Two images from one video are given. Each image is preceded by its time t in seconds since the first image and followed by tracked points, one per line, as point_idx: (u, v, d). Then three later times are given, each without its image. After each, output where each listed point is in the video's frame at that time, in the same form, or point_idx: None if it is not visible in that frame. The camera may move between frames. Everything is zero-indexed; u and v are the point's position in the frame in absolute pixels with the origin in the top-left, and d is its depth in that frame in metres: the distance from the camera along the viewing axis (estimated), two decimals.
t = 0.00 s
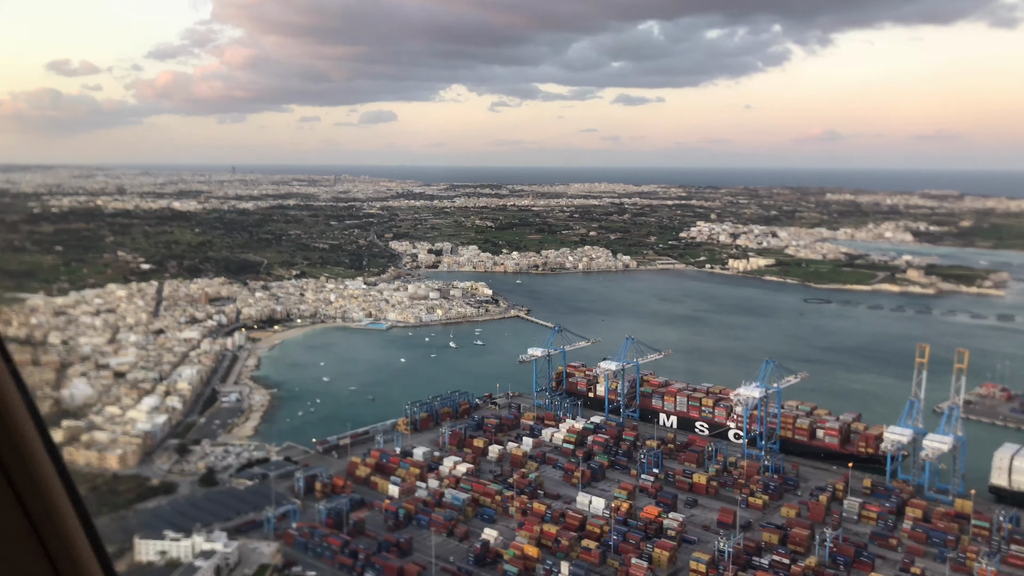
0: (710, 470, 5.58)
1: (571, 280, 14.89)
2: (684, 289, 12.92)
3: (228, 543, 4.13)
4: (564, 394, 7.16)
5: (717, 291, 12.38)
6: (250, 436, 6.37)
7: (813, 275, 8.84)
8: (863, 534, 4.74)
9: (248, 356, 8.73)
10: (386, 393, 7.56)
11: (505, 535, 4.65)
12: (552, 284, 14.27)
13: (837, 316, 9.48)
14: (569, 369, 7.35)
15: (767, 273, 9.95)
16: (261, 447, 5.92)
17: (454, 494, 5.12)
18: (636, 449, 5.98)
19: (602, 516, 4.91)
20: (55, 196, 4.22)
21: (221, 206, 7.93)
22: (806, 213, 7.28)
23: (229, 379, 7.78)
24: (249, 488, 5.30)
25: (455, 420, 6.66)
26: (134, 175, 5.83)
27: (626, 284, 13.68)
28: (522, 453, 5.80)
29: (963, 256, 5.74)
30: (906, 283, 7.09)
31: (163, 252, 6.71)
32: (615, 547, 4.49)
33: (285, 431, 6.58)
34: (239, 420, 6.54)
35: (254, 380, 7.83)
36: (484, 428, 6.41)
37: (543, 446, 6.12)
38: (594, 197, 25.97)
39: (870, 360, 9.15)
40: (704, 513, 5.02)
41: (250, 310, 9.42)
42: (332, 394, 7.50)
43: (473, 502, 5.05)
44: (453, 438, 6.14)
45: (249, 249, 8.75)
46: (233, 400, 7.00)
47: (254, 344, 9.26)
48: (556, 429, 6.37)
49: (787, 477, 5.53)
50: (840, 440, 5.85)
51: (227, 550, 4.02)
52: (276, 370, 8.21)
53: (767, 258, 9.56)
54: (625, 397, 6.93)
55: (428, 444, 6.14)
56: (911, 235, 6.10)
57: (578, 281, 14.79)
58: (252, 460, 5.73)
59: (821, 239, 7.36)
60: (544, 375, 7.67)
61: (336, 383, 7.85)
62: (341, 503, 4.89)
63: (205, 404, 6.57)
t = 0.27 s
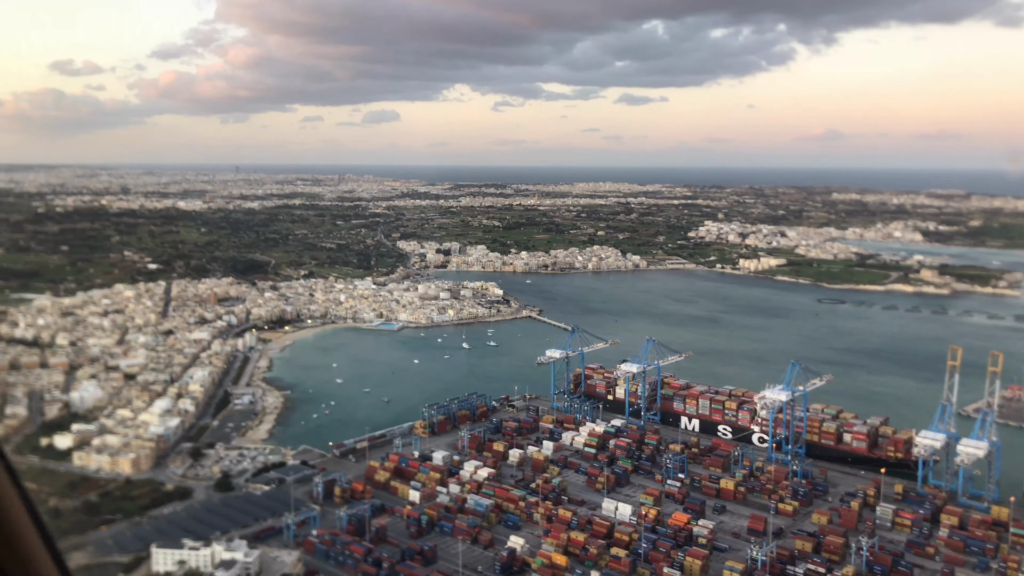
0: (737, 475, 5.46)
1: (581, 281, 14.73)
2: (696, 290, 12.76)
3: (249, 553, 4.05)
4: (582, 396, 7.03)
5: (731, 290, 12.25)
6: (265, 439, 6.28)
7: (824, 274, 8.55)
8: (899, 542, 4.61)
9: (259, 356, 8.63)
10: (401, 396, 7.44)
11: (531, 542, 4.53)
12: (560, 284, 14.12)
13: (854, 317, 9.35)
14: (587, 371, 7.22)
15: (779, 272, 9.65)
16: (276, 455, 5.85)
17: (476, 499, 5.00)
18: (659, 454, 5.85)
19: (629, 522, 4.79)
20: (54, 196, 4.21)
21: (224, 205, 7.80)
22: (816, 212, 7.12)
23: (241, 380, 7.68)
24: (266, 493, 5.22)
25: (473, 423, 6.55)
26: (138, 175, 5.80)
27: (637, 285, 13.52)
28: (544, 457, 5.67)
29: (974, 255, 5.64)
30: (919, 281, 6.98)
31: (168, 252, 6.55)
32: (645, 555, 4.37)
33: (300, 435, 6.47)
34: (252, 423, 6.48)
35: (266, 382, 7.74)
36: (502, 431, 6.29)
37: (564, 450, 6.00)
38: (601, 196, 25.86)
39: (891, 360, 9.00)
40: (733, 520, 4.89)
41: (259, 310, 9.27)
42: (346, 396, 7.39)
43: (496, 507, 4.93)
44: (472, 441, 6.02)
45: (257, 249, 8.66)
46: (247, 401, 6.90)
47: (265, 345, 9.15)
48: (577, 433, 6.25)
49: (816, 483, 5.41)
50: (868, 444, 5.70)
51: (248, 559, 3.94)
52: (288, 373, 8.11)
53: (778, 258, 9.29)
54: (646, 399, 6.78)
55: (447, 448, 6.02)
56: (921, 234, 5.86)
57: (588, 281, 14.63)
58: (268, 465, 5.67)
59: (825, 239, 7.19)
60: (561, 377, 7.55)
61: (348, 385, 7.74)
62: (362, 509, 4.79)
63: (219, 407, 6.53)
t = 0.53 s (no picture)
0: (763, 482, 5.34)
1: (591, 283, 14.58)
2: (708, 292, 12.61)
3: (272, 562, 3.90)
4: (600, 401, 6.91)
5: (743, 292, 12.14)
6: (280, 444, 6.20)
7: (839, 276, 8.41)
8: (936, 552, 4.49)
9: (271, 359, 8.56)
10: (416, 400, 7.33)
11: (558, 552, 4.42)
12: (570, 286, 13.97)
13: (870, 320, 9.24)
14: (605, 375, 7.10)
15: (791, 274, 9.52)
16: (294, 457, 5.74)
17: (498, 507, 4.89)
18: (683, 460, 5.73)
19: (656, 531, 4.67)
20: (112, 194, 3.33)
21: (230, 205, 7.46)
22: (825, 213, 7.12)
23: (254, 384, 7.62)
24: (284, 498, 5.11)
25: (491, 428, 6.43)
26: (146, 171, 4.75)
27: (648, 287, 13.37)
28: (565, 463, 5.55)
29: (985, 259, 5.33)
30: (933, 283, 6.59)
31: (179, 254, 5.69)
32: (676, 566, 4.25)
33: (315, 440, 6.37)
34: (267, 427, 6.40)
35: (279, 386, 7.67)
36: (521, 436, 6.17)
37: (585, 455, 5.87)
38: (608, 198, 25.81)
39: (909, 364, 8.88)
40: (763, 529, 4.77)
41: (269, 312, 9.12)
42: (360, 400, 7.31)
43: (519, 515, 4.82)
44: (491, 447, 5.90)
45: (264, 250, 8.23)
46: (260, 406, 6.83)
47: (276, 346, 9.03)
48: (597, 438, 6.13)
49: (846, 490, 5.29)
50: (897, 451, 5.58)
51: (271, 569, 3.81)
52: (301, 376, 8.00)
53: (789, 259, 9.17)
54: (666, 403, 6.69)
55: (465, 453, 5.90)
56: (929, 236, 5.72)
57: (598, 283, 14.49)
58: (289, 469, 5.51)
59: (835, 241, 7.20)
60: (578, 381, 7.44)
61: (362, 389, 7.65)
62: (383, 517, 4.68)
63: (234, 410, 6.46)
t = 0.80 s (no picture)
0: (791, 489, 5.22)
1: (600, 284, 14.45)
2: (720, 293, 12.49)
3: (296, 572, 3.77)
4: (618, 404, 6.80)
5: (756, 293, 12.03)
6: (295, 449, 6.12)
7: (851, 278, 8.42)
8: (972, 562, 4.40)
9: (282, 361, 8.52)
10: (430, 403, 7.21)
11: (586, 562, 4.32)
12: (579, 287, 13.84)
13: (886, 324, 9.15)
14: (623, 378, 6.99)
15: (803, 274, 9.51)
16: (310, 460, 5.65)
17: (523, 515, 4.79)
18: (706, 466, 5.62)
19: (684, 541, 4.57)
20: (144, 187, 2.59)
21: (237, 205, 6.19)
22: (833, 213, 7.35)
23: (266, 387, 7.55)
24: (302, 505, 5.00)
25: (508, 433, 6.32)
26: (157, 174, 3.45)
27: (658, 289, 13.25)
28: (587, 470, 5.45)
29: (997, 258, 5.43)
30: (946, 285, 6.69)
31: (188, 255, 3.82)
32: None
33: (330, 445, 6.26)
34: (281, 431, 6.31)
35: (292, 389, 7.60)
36: (540, 441, 6.07)
37: (606, 461, 5.77)
38: (612, 198, 25.74)
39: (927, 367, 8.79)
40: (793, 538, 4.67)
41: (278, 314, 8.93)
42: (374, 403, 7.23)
43: (545, 524, 4.72)
44: (510, 452, 5.79)
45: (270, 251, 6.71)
46: (273, 409, 6.74)
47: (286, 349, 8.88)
48: (617, 443, 6.02)
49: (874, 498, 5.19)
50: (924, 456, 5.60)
51: None
52: (312, 379, 7.88)
53: (800, 259, 9.22)
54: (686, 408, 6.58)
55: (484, 458, 5.80)
56: (938, 236, 5.88)
57: (606, 284, 14.36)
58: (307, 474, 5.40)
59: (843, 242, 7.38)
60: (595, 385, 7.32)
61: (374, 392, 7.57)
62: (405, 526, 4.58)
63: (247, 416, 6.38)
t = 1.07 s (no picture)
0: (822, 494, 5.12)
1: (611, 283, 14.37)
2: (733, 292, 12.40)
3: None
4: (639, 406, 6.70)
5: (769, 293, 11.94)
6: (313, 451, 6.01)
7: (866, 276, 8.50)
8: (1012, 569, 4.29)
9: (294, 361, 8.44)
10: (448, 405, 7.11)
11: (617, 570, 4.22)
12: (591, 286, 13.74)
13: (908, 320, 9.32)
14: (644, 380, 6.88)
15: (817, 273, 9.45)
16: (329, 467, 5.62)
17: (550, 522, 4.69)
18: (734, 471, 5.51)
19: (716, 548, 4.49)
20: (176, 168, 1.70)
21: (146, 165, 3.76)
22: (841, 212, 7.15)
23: (279, 388, 7.44)
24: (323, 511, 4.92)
25: (529, 436, 6.22)
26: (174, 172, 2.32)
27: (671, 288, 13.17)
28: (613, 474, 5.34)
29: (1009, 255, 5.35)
30: (961, 284, 6.83)
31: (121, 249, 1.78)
32: None
33: (349, 447, 6.16)
34: (299, 434, 6.23)
35: (306, 390, 7.50)
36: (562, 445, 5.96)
37: (630, 465, 5.67)
38: (618, 198, 25.68)
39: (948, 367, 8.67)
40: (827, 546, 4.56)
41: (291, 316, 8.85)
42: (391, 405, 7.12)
43: (573, 531, 4.62)
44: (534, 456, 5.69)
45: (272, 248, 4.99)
46: (289, 411, 6.67)
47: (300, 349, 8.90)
48: (641, 446, 5.92)
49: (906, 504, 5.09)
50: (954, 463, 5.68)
51: None
52: (327, 380, 7.78)
53: (812, 259, 9.16)
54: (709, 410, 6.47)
55: (506, 463, 5.71)
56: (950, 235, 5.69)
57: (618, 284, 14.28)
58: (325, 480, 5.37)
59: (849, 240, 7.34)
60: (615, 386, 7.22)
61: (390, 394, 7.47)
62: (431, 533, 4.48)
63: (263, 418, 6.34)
